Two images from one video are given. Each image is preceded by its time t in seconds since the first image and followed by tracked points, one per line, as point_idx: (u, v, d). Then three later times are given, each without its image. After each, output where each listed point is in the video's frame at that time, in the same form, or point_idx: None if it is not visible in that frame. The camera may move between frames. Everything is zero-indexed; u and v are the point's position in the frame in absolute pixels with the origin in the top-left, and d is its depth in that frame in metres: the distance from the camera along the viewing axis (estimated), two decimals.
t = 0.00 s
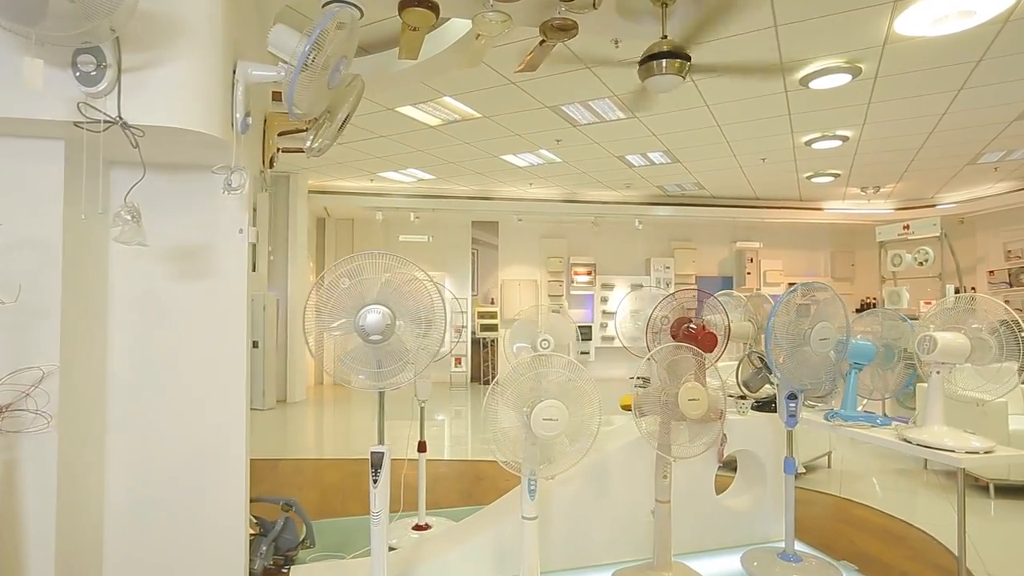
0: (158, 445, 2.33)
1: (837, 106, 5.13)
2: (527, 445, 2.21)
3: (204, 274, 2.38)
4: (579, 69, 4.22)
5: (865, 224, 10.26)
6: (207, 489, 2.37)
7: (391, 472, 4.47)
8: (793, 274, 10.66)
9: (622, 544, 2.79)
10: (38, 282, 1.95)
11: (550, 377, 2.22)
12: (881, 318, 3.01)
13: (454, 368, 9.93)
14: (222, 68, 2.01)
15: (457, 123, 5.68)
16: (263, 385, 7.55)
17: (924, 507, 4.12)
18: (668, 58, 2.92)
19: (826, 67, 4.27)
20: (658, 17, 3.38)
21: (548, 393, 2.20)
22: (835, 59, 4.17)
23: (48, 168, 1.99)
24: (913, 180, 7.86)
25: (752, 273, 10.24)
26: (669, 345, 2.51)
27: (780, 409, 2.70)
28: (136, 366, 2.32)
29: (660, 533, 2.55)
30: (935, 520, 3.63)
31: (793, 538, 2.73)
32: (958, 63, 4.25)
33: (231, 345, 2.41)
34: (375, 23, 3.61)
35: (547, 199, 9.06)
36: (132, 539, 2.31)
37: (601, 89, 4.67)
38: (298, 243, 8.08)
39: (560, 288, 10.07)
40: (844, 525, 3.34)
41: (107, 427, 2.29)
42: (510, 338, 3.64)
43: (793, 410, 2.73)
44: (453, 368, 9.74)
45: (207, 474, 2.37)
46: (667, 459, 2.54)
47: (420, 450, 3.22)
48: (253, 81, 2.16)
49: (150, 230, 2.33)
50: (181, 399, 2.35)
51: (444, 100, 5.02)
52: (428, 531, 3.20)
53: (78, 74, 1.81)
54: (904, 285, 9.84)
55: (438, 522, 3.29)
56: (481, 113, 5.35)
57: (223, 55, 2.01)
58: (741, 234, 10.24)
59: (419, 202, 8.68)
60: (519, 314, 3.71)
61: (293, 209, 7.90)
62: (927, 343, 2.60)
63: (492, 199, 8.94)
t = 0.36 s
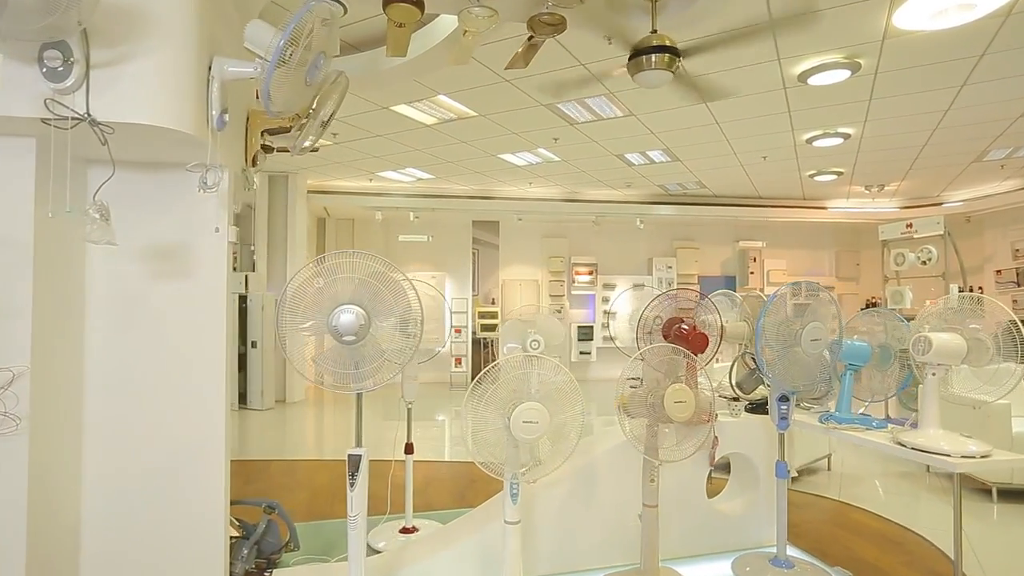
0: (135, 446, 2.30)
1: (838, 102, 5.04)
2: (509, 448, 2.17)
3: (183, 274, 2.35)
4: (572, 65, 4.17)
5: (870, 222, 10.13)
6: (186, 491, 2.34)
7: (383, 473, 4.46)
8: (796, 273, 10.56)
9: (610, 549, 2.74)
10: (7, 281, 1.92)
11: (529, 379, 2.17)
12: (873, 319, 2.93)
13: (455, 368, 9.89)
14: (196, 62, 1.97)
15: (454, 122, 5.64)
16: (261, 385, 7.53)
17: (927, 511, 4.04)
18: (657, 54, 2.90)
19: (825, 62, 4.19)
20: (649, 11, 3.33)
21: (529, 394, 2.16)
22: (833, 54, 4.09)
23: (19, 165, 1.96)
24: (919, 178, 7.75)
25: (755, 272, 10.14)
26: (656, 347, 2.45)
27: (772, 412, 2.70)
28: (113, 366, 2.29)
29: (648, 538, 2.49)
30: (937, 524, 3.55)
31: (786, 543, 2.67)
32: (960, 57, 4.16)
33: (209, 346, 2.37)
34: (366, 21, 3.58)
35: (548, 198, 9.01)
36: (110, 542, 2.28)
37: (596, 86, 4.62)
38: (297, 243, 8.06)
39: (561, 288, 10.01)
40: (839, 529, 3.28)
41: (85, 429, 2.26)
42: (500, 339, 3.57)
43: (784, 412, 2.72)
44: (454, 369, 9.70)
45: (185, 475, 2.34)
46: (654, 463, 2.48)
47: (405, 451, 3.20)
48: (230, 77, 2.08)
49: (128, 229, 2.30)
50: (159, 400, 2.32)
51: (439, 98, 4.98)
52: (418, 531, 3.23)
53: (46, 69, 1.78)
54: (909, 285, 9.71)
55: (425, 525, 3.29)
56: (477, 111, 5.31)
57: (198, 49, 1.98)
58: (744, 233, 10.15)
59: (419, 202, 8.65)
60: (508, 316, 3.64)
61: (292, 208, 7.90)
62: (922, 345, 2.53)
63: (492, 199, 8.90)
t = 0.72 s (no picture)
0: (118, 447, 2.28)
1: (841, 99, 4.96)
2: (492, 451, 2.13)
3: (166, 273, 2.32)
4: (568, 62, 4.13)
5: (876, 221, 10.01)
6: (170, 492, 2.31)
7: (377, 475, 4.44)
8: (802, 273, 10.46)
9: (600, 553, 2.69)
10: None
11: (512, 381, 2.13)
12: (869, 319, 2.88)
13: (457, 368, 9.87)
14: (173, 58, 1.94)
15: (452, 121, 5.61)
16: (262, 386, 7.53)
17: (930, 515, 3.96)
18: (648, 50, 2.85)
19: (826, 57, 4.12)
20: (643, 6, 3.28)
21: (513, 396, 2.12)
22: (834, 52, 4.05)
23: None
24: (925, 176, 7.64)
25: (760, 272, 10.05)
26: (645, 348, 2.40)
27: (766, 415, 2.64)
28: (95, 367, 2.27)
29: (637, 542, 2.44)
30: (939, 528, 3.47)
31: (779, 549, 2.61)
32: (964, 52, 4.08)
33: (192, 346, 2.35)
34: (357, 18, 3.54)
35: (550, 198, 8.97)
36: (91, 543, 2.26)
37: (593, 83, 4.57)
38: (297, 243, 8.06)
39: (564, 288, 9.97)
40: (837, 534, 3.22)
41: (67, 430, 2.23)
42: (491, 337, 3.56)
43: (778, 415, 2.67)
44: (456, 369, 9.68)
45: (168, 476, 2.31)
46: (643, 466, 2.43)
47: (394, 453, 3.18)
48: (210, 74, 2.03)
49: (110, 228, 2.27)
50: (142, 399, 2.30)
51: (436, 97, 4.95)
52: (406, 535, 3.20)
53: (17, 65, 1.75)
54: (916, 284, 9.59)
55: (414, 528, 3.27)
56: (475, 109, 5.27)
57: (175, 45, 1.95)
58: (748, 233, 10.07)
59: (420, 202, 8.63)
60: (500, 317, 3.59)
61: (293, 209, 7.89)
62: (919, 345, 2.47)
63: (494, 198, 8.86)
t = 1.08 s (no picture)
0: (103, 448, 2.27)
1: (845, 95, 4.88)
2: (477, 453, 2.10)
3: (152, 272, 2.31)
4: (565, 60, 4.08)
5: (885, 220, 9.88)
6: (156, 493, 2.30)
7: (373, 476, 4.42)
8: (809, 273, 10.33)
9: (591, 556, 2.66)
10: None
11: (498, 383, 2.09)
12: (868, 318, 2.81)
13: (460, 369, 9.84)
14: (152, 55, 1.92)
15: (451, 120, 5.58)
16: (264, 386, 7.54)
17: (935, 520, 3.87)
18: (641, 44, 2.81)
19: (827, 53, 4.06)
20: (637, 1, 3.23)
21: (497, 398, 2.08)
22: (835, 46, 3.97)
23: None
24: (933, 174, 7.52)
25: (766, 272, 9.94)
26: (636, 348, 2.36)
27: (761, 418, 2.59)
28: (81, 366, 2.25)
29: (628, 546, 2.40)
30: (943, 533, 3.39)
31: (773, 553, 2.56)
32: (969, 47, 4.00)
33: (178, 346, 2.33)
34: (352, 16, 3.51)
35: (553, 197, 8.92)
36: (77, 544, 2.25)
37: (591, 81, 4.52)
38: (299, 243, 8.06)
39: (567, 287, 9.91)
40: (836, 539, 3.15)
41: (52, 429, 2.22)
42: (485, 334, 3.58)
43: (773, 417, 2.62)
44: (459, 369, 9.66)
45: (154, 477, 2.30)
46: (634, 469, 2.39)
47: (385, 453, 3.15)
48: (192, 73, 2.01)
49: (96, 227, 2.26)
50: (127, 399, 2.28)
51: (434, 96, 4.92)
52: (398, 536, 3.18)
53: None
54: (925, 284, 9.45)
55: (406, 529, 3.25)
56: (473, 108, 5.24)
57: (154, 42, 1.93)
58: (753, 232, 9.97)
59: (422, 201, 8.61)
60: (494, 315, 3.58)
61: (295, 208, 7.89)
62: (919, 346, 2.41)
63: (496, 198, 8.82)
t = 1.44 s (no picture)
0: (89, 447, 2.25)
1: (848, 92, 4.81)
2: (463, 454, 2.07)
3: (140, 272, 2.29)
4: (562, 58, 4.05)
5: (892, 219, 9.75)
6: (143, 494, 2.28)
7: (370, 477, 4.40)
8: (815, 272, 10.22)
9: (583, 559, 2.62)
10: None
11: (485, 383, 2.06)
12: (865, 318, 2.77)
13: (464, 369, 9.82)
14: (135, 53, 1.91)
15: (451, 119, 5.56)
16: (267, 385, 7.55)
17: (939, 523, 3.80)
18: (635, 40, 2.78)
19: (828, 50, 4.00)
20: None
21: (484, 399, 2.04)
22: (837, 43, 3.91)
23: None
24: (941, 172, 7.42)
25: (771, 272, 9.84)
26: (628, 349, 2.31)
27: (756, 419, 2.55)
28: (66, 366, 2.24)
29: (619, 549, 2.36)
30: (946, 538, 3.33)
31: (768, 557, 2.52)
32: (973, 43, 3.93)
33: (166, 345, 2.31)
34: (347, 13, 3.48)
35: (556, 196, 8.88)
36: (64, 544, 2.24)
37: (590, 79, 4.48)
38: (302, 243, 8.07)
39: (571, 287, 9.86)
40: (835, 543, 3.10)
41: (39, 429, 2.21)
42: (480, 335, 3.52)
43: (768, 419, 2.58)
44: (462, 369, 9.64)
45: (142, 477, 2.28)
46: (626, 471, 2.34)
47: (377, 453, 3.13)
48: (177, 71, 1.99)
49: (83, 227, 2.25)
50: (114, 399, 2.27)
51: (432, 94, 4.90)
52: (390, 538, 3.16)
53: None
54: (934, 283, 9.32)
55: (398, 531, 3.23)
56: (473, 107, 5.21)
57: (137, 39, 1.91)
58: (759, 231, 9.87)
59: (425, 201, 8.60)
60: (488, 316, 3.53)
61: (297, 208, 7.89)
62: (917, 347, 2.38)
63: (499, 197, 8.79)
